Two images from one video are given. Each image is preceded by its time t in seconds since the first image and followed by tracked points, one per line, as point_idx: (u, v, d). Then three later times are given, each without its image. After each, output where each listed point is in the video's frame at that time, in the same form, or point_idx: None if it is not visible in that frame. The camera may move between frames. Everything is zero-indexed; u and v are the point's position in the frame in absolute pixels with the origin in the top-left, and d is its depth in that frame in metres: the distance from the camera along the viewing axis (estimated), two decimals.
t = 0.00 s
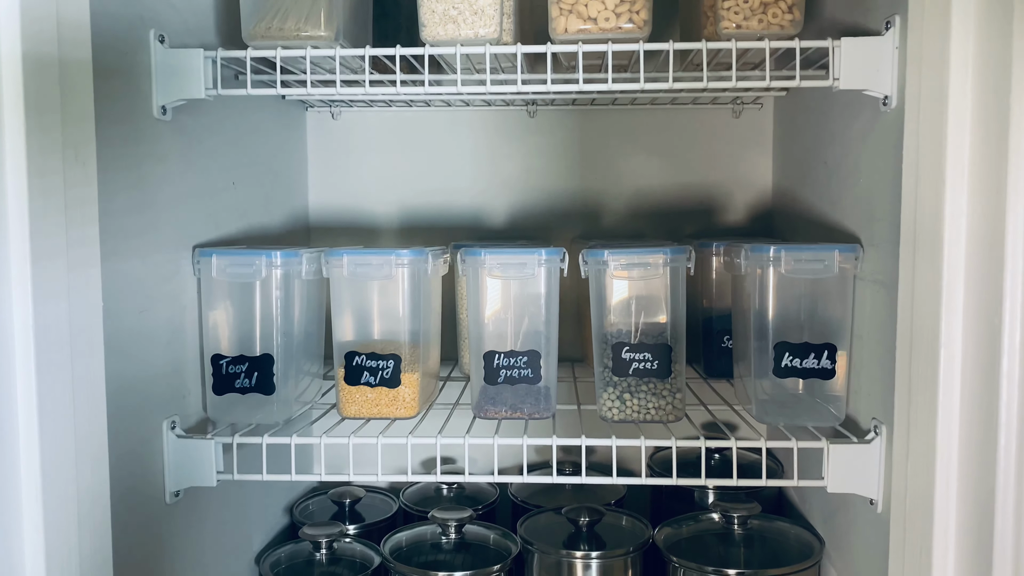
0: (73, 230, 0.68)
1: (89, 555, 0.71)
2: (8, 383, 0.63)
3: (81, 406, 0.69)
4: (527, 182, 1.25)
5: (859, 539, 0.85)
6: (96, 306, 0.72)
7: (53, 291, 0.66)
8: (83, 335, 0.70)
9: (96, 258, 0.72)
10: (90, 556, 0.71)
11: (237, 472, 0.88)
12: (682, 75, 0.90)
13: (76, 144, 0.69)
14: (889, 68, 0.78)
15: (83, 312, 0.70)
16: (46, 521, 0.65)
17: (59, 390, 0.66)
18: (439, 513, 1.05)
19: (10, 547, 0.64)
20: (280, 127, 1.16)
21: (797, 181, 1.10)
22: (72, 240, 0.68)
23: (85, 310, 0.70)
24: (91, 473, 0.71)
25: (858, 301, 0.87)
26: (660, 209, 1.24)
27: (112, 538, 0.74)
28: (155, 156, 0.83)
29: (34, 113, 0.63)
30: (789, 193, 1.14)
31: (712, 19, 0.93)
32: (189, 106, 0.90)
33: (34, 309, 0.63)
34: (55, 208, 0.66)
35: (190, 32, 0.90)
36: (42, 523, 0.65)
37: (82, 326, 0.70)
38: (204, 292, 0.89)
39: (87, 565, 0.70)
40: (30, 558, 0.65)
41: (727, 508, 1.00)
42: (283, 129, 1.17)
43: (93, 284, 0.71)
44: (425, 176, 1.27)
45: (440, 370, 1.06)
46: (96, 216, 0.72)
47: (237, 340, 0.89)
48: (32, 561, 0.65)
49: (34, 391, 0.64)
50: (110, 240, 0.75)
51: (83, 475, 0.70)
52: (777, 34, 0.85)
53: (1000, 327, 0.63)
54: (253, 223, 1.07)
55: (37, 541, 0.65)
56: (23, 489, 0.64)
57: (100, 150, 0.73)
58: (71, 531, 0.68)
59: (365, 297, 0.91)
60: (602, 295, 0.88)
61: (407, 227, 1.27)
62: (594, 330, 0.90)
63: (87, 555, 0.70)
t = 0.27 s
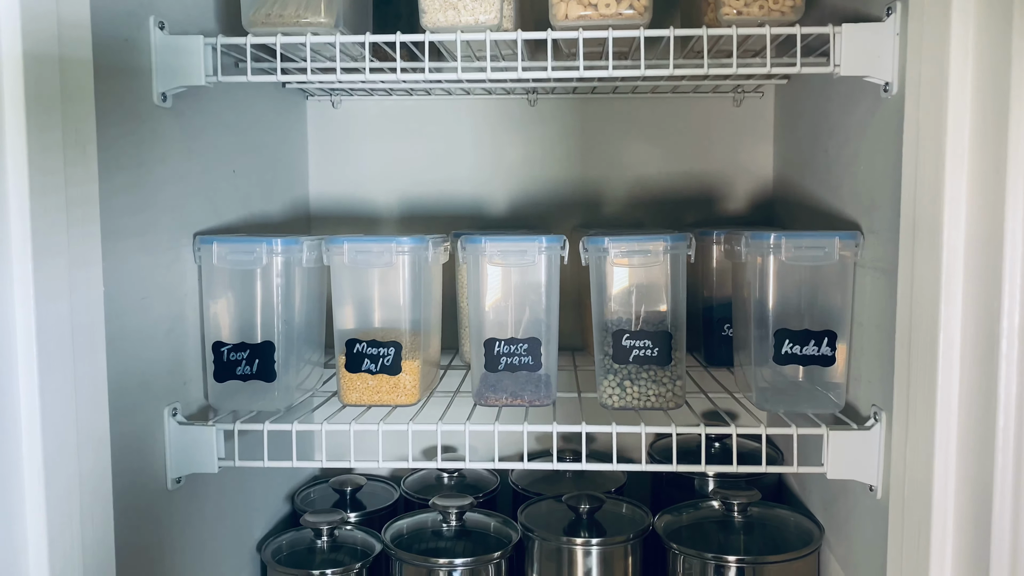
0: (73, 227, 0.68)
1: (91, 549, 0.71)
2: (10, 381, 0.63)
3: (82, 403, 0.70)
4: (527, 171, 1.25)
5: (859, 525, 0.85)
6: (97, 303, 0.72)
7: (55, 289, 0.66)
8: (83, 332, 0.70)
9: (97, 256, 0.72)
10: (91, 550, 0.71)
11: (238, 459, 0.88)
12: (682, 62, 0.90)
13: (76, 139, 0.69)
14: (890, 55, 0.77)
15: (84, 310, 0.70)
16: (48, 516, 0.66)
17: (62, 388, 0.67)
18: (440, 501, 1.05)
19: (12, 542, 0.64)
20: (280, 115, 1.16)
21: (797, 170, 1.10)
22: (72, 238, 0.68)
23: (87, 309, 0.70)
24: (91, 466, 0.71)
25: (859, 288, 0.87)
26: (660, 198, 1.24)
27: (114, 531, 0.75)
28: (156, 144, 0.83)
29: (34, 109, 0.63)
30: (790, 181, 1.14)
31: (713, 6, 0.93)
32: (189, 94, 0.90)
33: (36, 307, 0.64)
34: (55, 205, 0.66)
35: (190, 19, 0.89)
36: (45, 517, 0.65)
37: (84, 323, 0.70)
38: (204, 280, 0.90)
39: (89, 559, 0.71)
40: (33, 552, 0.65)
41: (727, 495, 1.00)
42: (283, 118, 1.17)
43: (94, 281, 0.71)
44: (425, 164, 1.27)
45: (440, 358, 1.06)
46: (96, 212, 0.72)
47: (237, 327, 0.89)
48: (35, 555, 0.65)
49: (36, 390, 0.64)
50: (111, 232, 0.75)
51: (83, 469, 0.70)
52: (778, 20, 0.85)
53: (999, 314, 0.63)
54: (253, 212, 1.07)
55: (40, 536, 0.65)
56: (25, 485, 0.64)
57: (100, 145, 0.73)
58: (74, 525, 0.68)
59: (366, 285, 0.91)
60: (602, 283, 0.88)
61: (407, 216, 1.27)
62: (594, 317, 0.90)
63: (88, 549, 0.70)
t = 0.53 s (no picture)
0: (75, 226, 0.69)
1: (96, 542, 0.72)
2: (11, 380, 0.65)
3: (84, 399, 0.70)
4: (528, 160, 1.25)
5: (858, 511, 0.86)
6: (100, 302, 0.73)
7: (54, 289, 0.67)
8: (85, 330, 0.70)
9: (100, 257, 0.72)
10: (95, 541, 0.72)
11: (238, 445, 0.88)
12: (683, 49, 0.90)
13: (78, 134, 0.69)
14: (891, 41, 0.77)
15: (86, 310, 0.71)
16: (50, 506, 0.67)
17: (62, 386, 0.68)
18: (441, 487, 1.06)
19: (15, 530, 0.66)
20: (280, 103, 1.16)
21: (798, 158, 1.10)
22: (74, 238, 0.69)
23: (88, 310, 0.71)
24: (97, 458, 0.72)
25: (859, 274, 0.87)
26: (661, 186, 1.24)
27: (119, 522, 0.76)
28: (155, 130, 0.83)
29: (31, 106, 0.65)
30: (790, 170, 1.13)
31: None
32: (189, 80, 0.90)
33: (36, 308, 0.65)
34: (56, 204, 0.66)
35: (189, 5, 0.89)
36: (47, 507, 0.67)
37: (86, 323, 0.71)
38: (204, 267, 0.90)
39: (92, 550, 0.72)
40: (35, 540, 0.67)
41: (725, 482, 1.00)
42: (283, 106, 1.17)
43: (98, 282, 0.72)
44: (425, 153, 1.26)
45: (441, 347, 1.06)
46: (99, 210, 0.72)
47: (238, 314, 0.89)
48: (37, 544, 0.67)
49: (36, 389, 0.66)
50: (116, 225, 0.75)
51: (89, 463, 0.71)
52: (779, 6, 0.85)
53: (998, 299, 0.63)
54: (253, 199, 1.07)
55: (42, 525, 0.67)
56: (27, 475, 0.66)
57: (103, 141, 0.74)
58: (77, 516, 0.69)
59: (365, 271, 0.91)
60: (602, 270, 0.88)
61: (407, 205, 1.27)
62: (594, 305, 0.90)
63: (91, 540, 0.71)
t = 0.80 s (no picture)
0: (75, 226, 0.68)
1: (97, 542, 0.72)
2: (13, 385, 0.64)
3: (84, 401, 0.70)
4: (530, 144, 1.24)
5: (861, 494, 0.85)
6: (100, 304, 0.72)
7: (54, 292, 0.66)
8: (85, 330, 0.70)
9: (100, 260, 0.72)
10: (97, 541, 0.72)
11: (240, 426, 0.88)
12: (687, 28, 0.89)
13: (77, 130, 0.68)
14: (898, 18, 0.76)
15: (86, 313, 0.70)
16: (51, 510, 0.67)
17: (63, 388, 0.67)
18: (443, 471, 1.06)
19: (17, 535, 0.65)
20: (281, 85, 1.15)
21: (802, 140, 1.09)
22: (73, 240, 0.68)
23: (88, 312, 0.70)
24: (97, 458, 0.72)
25: (864, 256, 0.87)
26: (664, 170, 1.23)
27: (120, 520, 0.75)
28: (155, 110, 0.82)
29: (32, 104, 0.64)
30: (794, 153, 1.13)
31: None
32: (189, 59, 0.89)
33: (36, 312, 0.64)
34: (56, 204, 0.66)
35: None
36: (48, 512, 0.66)
37: (86, 325, 0.70)
38: (205, 247, 0.89)
39: (93, 550, 0.71)
40: (36, 545, 0.66)
41: (728, 466, 1.00)
42: (283, 89, 1.16)
43: (98, 283, 0.71)
44: (427, 136, 1.26)
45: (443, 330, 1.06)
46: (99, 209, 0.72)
47: (239, 295, 0.89)
48: (39, 548, 0.66)
49: (39, 395, 0.65)
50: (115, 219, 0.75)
51: (89, 464, 0.70)
52: None
53: (1007, 277, 0.62)
54: (254, 182, 1.06)
55: (44, 529, 0.66)
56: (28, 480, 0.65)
57: (102, 135, 0.73)
58: (78, 518, 0.69)
59: (367, 252, 0.91)
60: (605, 252, 0.88)
61: (409, 189, 1.26)
62: (597, 288, 0.90)
63: (93, 538, 0.71)
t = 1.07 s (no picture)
0: (76, 223, 0.68)
1: (99, 537, 0.72)
2: (15, 387, 0.64)
3: (86, 400, 0.69)
4: (533, 127, 1.24)
5: (863, 476, 0.85)
6: (102, 303, 0.72)
7: (56, 290, 0.66)
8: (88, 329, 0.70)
9: (102, 260, 0.72)
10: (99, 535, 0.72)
11: (241, 407, 0.88)
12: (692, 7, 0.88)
13: (78, 123, 0.68)
14: None
15: (88, 312, 0.70)
16: (53, 504, 0.67)
17: (64, 384, 0.67)
18: (444, 454, 1.05)
19: (18, 530, 0.65)
20: (281, 67, 1.14)
21: (806, 123, 1.08)
22: (77, 238, 0.68)
23: (91, 310, 0.70)
24: (99, 452, 0.71)
25: (868, 237, 0.86)
26: (667, 154, 1.23)
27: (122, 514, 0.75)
28: (156, 89, 0.81)
29: (31, 100, 0.63)
30: (798, 136, 1.12)
31: None
32: (189, 39, 0.88)
33: (37, 310, 0.64)
34: (57, 202, 0.65)
35: None
36: (49, 505, 0.67)
37: (89, 325, 0.70)
38: (206, 228, 0.89)
39: (96, 547, 0.71)
40: (38, 539, 0.67)
41: (730, 449, 1.00)
42: (284, 70, 1.16)
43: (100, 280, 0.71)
44: (429, 119, 1.25)
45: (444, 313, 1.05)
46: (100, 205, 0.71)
47: (240, 277, 0.89)
48: (41, 542, 0.67)
49: (40, 394, 0.65)
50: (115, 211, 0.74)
51: (92, 459, 0.70)
52: None
53: (1015, 257, 0.61)
54: (255, 164, 1.05)
55: (46, 523, 0.66)
56: (30, 475, 0.66)
57: (103, 127, 0.72)
58: (80, 513, 0.69)
59: (368, 234, 0.90)
60: (608, 233, 0.88)
61: (410, 172, 1.26)
62: (600, 270, 0.89)
63: (96, 534, 0.71)
